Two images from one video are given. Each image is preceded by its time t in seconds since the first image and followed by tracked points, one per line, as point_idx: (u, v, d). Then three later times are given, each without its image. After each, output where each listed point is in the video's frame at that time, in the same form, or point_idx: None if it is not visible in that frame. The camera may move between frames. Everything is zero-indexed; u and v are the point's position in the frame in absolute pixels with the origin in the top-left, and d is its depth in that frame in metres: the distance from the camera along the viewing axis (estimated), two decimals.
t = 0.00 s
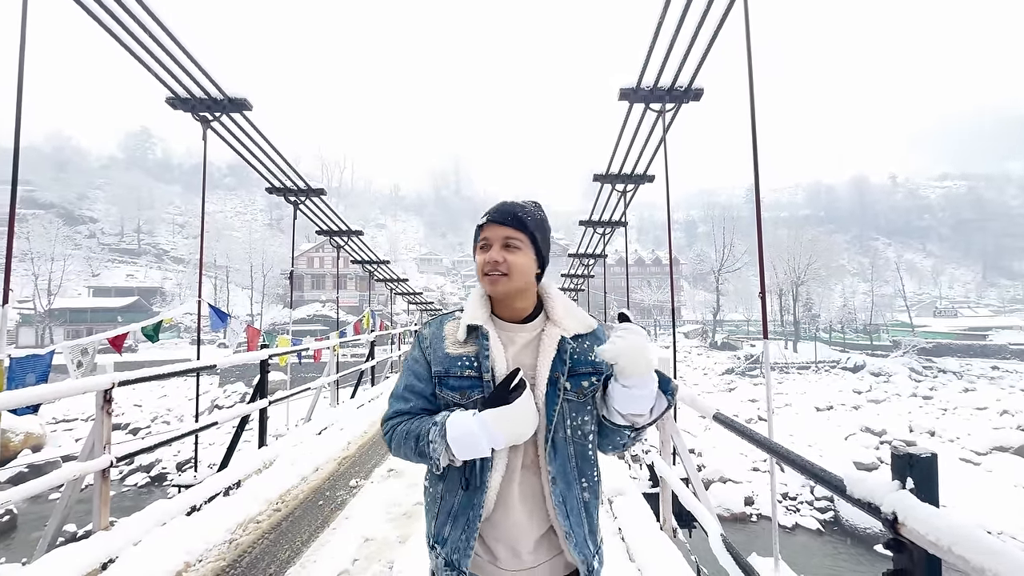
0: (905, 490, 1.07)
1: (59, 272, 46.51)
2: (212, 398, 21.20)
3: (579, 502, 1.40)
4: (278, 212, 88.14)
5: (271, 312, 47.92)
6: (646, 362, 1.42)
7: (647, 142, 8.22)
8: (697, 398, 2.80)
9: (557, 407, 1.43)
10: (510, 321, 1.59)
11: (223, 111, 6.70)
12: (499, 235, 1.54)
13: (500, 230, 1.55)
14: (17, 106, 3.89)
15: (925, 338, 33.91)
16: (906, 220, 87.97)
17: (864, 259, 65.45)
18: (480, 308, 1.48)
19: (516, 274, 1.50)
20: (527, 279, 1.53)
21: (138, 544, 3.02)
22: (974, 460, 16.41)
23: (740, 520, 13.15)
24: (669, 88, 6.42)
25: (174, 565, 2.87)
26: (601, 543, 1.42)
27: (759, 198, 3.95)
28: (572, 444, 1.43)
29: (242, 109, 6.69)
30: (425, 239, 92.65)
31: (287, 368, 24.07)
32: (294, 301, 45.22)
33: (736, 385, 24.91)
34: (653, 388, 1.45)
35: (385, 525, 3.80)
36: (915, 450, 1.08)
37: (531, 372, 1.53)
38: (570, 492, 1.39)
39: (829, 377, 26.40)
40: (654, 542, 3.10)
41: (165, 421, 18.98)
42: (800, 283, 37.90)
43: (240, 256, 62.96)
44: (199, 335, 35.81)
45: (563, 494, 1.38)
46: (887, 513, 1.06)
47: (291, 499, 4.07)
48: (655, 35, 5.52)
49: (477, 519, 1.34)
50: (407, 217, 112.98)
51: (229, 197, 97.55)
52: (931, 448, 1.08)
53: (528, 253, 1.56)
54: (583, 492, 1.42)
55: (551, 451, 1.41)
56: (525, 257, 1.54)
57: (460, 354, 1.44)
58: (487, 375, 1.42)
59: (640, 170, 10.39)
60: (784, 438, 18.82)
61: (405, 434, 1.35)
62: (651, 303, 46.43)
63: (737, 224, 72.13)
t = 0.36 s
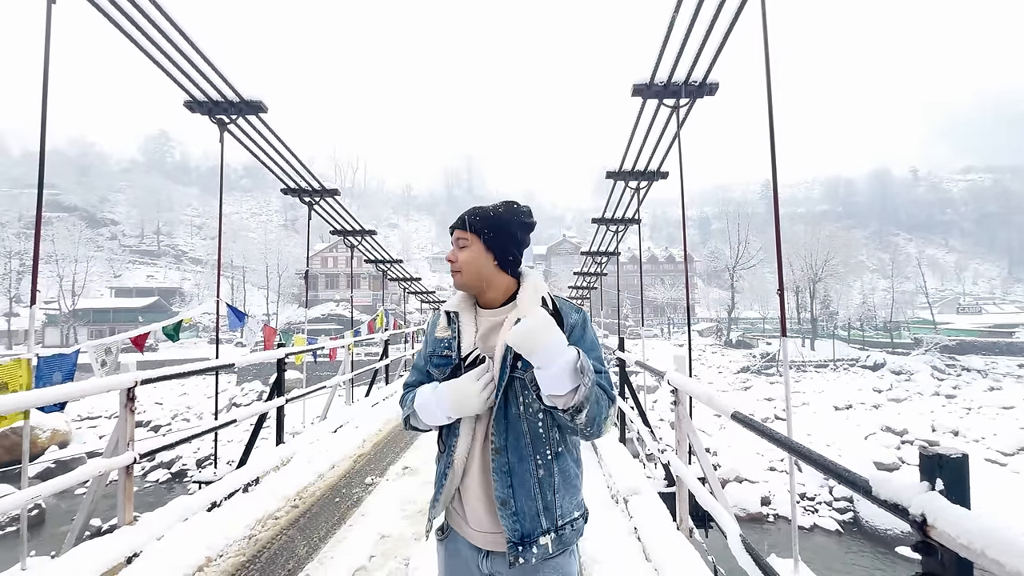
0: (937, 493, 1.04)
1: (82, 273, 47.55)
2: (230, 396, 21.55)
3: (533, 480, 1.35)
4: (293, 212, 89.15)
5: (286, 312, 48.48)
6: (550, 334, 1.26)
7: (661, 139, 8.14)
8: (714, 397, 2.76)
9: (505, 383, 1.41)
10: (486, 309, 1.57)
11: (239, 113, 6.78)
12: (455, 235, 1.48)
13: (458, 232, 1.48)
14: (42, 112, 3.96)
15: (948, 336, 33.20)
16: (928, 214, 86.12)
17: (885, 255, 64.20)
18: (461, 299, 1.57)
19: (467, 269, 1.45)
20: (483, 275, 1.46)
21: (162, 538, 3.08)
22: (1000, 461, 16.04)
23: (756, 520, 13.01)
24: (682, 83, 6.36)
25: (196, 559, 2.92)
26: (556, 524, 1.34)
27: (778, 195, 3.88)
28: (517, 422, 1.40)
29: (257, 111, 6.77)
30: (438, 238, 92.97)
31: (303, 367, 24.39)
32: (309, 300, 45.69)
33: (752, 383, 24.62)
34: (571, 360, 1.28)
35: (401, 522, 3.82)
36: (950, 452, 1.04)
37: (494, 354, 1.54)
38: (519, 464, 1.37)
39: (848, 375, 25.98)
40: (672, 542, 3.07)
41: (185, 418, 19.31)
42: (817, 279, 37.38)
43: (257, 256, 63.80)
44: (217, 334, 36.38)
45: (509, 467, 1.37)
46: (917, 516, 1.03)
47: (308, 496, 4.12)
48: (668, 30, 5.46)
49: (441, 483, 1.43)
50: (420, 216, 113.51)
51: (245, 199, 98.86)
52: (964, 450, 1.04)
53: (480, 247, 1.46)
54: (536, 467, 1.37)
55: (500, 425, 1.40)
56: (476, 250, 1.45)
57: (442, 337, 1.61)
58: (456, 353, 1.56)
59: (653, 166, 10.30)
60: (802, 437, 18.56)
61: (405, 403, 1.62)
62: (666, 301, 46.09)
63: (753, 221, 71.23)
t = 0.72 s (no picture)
0: (958, 495, 1.02)
1: (100, 276, 48.39)
2: (244, 396, 21.80)
3: (499, 486, 1.29)
4: (306, 215, 90.05)
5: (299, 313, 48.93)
6: (437, 344, 1.25)
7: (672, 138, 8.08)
8: (726, 398, 2.73)
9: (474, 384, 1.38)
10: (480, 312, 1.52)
11: (252, 116, 6.85)
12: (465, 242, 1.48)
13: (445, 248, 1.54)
14: (63, 118, 4.04)
15: (967, 336, 32.61)
16: (946, 212, 84.73)
17: (902, 254, 63.24)
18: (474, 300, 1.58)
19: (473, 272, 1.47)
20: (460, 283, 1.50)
21: (180, 536, 3.11)
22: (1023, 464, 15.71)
23: (770, 523, 12.85)
24: (693, 80, 6.31)
25: (212, 557, 2.95)
26: (520, 533, 1.26)
27: (791, 194, 3.84)
28: (477, 426, 1.36)
29: (270, 115, 6.82)
30: (449, 239, 93.36)
31: (315, 367, 24.59)
32: (321, 301, 46.08)
33: (765, 384, 24.36)
34: (454, 366, 1.20)
35: (413, 522, 3.84)
36: (971, 453, 1.03)
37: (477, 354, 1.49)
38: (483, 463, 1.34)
39: (864, 376, 25.61)
40: (684, 543, 3.06)
41: (200, 418, 19.55)
42: (832, 279, 36.94)
43: (270, 259, 64.47)
44: (231, 335, 36.80)
45: (479, 467, 1.34)
46: (941, 518, 1.01)
47: (322, 494, 4.16)
48: (679, 28, 5.43)
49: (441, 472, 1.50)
50: (430, 218, 114.39)
51: (258, 201, 99.99)
52: (988, 453, 1.02)
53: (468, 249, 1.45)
54: (501, 475, 1.29)
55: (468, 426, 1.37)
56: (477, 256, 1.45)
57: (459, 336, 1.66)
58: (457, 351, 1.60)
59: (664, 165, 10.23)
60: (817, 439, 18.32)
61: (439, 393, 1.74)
62: (677, 301, 45.83)
63: (766, 220, 70.56)
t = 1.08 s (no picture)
0: (974, 498, 1.00)
1: (110, 276, 48.90)
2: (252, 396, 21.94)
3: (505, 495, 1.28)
4: (313, 216, 90.59)
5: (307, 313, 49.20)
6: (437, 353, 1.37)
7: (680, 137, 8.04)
8: (734, 398, 2.70)
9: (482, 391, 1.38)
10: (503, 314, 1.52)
11: (261, 118, 6.89)
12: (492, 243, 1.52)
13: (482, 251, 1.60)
14: (75, 119, 4.08)
15: (980, 337, 32.23)
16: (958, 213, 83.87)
17: (912, 254, 62.62)
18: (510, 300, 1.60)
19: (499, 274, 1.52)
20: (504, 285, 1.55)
21: (189, 533, 3.13)
22: None
23: (778, 525, 12.75)
24: (701, 80, 6.28)
25: (221, 554, 2.98)
26: (519, 543, 1.26)
27: (799, 192, 3.81)
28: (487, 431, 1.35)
29: (278, 116, 6.86)
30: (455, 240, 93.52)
31: (322, 367, 24.70)
32: (329, 301, 46.30)
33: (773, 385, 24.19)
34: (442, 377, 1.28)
35: (420, 521, 3.84)
36: (985, 457, 1.01)
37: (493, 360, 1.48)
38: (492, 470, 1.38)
39: (874, 378, 25.35)
40: (691, 545, 3.02)
41: (208, 418, 19.68)
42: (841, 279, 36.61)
43: (278, 259, 64.89)
44: (239, 335, 37.06)
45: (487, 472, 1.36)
46: (954, 521, 0.99)
47: (329, 494, 4.17)
48: (686, 28, 5.40)
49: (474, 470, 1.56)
50: (437, 219, 114.63)
51: (266, 202, 100.68)
52: (1003, 456, 1.00)
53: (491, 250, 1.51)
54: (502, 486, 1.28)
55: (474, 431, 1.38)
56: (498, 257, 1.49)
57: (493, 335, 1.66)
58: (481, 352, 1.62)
59: (671, 165, 10.19)
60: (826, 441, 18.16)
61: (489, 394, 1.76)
62: (684, 302, 45.65)
63: (774, 221, 70.14)
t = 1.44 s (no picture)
0: (975, 504, 1.01)
1: (104, 277, 48.66)
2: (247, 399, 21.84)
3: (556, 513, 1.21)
4: (310, 219, 90.45)
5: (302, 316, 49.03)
6: (514, 345, 1.19)
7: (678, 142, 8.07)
8: (731, 402, 2.70)
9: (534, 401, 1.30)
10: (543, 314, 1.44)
11: (259, 120, 6.89)
12: (531, 236, 1.38)
13: (525, 232, 1.40)
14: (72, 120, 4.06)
15: (974, 344, 32.39)
16: (952, 220, 84.53)
17: (907, 261, 63.01)
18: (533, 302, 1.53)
19: (540, 271, 1.38)
20: (559, 276, 1.39)
21: (181, 538, 3.10)
22: None
23: (774, 531, 12.76)
24: (699, 86, 6.31)
25: (214, 560, 2.95)
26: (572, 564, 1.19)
27: (796, 197, 3.82)
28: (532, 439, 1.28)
29: (276, 118, 6.86)
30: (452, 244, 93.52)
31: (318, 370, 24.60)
32: (325, 304, 46.20)
33: (769, 391, 24.24)
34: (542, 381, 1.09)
35: (415, 526, 3.81)
36: (988, 463, 1.01)
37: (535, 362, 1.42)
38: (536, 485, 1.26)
39: (869, 384, 25.43)
40: (687, 551, 3.02)
41: (202, 421, 19.56)
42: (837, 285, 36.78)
43: (274, 261, 64.74)
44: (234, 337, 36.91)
45: (525, 487, 1.28)
46: (956, 529, 0.99)
47: (324, 498, 4.15)
48: (685, 35, 5.42)
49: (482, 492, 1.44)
50: (435, 222, 114.55)
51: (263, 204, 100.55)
52: (1003, 459, 1.00)
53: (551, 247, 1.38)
54: (555, 501, 1.21)
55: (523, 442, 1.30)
56: (549, 253, 1.38)
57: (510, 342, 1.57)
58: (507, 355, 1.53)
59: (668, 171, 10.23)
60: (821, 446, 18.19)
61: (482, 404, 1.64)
62: (680, 307, 45.78)
63: (770, 226, 70.44)
